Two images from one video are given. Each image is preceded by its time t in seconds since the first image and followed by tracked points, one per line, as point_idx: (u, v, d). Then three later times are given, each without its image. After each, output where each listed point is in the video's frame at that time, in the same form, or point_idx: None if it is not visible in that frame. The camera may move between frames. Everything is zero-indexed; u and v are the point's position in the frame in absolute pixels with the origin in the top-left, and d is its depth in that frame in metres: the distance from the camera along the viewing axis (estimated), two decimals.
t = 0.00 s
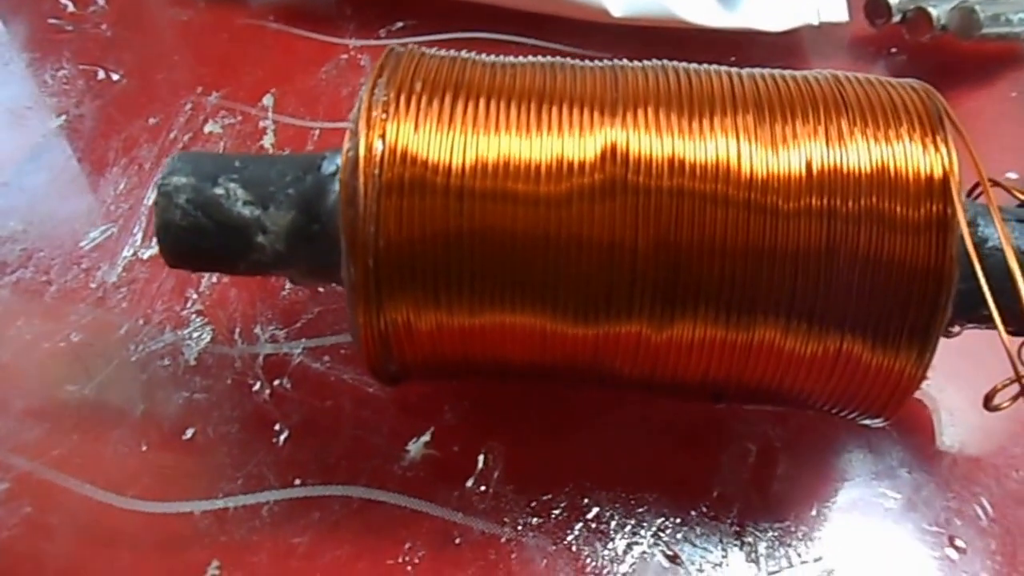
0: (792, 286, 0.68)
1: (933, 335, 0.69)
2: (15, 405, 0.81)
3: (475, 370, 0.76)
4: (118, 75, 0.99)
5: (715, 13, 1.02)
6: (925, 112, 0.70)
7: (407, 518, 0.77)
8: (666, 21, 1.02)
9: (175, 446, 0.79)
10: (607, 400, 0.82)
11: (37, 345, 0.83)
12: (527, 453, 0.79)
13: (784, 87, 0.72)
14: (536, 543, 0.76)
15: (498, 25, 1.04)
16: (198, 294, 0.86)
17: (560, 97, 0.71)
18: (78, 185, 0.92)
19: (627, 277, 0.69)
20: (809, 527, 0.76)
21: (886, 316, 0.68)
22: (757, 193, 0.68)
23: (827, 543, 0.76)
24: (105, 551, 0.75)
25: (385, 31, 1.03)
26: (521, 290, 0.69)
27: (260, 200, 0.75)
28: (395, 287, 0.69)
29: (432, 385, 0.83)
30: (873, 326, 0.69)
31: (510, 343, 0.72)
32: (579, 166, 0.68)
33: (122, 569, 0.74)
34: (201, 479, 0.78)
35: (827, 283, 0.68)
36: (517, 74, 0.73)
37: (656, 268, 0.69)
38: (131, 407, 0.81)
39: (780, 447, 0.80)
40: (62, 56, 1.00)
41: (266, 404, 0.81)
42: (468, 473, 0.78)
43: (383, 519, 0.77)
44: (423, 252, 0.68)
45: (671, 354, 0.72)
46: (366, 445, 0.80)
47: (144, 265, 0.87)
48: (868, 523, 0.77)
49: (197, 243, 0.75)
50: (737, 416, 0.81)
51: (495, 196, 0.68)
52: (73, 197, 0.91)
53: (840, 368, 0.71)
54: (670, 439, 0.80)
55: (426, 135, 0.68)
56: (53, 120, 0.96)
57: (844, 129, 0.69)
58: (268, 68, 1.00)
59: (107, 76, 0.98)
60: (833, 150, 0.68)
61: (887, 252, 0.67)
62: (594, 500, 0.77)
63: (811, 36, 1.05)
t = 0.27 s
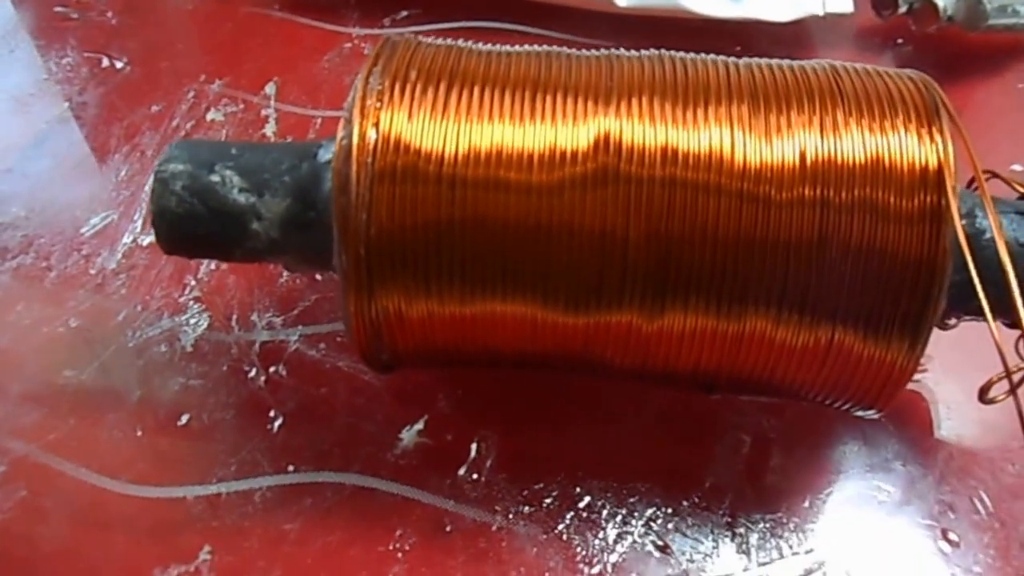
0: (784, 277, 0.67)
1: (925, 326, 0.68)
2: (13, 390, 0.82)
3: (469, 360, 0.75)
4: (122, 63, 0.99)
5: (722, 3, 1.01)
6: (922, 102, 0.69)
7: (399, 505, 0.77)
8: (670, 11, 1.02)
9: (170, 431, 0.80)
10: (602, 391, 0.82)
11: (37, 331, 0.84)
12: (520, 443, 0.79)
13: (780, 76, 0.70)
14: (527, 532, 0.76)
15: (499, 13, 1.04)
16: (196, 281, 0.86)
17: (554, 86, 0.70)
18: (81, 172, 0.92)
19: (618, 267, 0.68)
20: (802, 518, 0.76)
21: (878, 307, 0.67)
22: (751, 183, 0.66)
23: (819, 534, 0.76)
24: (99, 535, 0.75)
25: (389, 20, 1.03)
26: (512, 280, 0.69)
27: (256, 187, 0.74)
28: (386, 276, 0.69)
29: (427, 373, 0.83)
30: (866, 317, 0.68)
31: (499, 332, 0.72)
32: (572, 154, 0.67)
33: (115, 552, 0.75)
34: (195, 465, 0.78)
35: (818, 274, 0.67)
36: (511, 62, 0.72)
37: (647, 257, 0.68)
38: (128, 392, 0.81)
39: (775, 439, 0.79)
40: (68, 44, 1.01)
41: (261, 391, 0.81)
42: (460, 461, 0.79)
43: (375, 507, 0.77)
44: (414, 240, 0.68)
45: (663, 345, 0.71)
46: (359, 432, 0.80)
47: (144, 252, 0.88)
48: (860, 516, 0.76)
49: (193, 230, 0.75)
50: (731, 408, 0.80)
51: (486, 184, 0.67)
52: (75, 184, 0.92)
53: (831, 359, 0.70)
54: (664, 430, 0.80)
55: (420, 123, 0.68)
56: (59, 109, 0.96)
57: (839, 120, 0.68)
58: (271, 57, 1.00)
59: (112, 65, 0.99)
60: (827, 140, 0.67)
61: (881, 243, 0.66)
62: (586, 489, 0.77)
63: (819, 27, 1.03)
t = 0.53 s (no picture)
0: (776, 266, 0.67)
1: (919, 317, 0.67)
2: (11, 373, 0.82)
3: (463, 347, 0.75)
4: (127, 52, 1.00)
5: None
6: (921, 90, 0.67)
7: (392, 493, 0.77)
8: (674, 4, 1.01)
9: (165, 417, 0.80)
10: (597, 381, 0.81)
11: (36, 316, 0.85)
12: (513, 433, 0.79)
13: (778, 64, 0.70)
14: (518, 520, 0.76)
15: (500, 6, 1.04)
16: (195, 269, 0.87)
17: (549, 71, 0.70)
18: (84, 160, 0.93)
19: (609, 255, 0.68)
20: (794, 510, 0.76)
21: (871, 298, 0.67)
22: (744, 170, 0.66)
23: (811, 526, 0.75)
24: (92, 518, 0.76)
25: (396, 11, 1.04)
26: (502, 266, 0.69)
27: (252, 172, 0.75)
28: (377, 261, 0.69)
29: (422, 362, 0.82)
30: (858, 307, 0.67)
31: (491, 319, 0.72)
32: (565, 141, 0.67)
33: (108, 536, 0.75)
34: (190, 450, 0.79)
35: (810, 264, 0.66)
36: (507, 46, 0.72)
37: (638, 245, 0.67)
38: (125, 377, 0.82)
39: (769, 431, 0.79)
40: (74, 34, 1.01)
41: (257, 377, 0.82)
42: (453, 450, 0.79)
43: (368, 494, 0.77)
44: (406, 225, 0.68)
45: (654, 333, 0.70)
46: (353, 420, 0.80)
47: (144, 239, 0.88)
48: (853, 508, 0.76)
49: (188, 214, 0.75)
50: (724, 399, 0.80)
51: (478, 170, 0.67)
52: (77, 171, 0.92)
53: (823, 349, 0.69)
54: (658, 422, 0.80)
55: (413, 108, 0.68)
56: (63, 98, 0.97)
57: (834, 108, 0.67)
58: (274, 47, 1.00)
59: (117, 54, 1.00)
60: (822, 129, 0.66)
61: (875, 232, 0.65)
62: (578, 479, 0.77)
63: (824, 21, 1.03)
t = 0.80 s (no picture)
0: (764, 259, 0.67)
1: (906, 312, 0.67)
2: (11, 357, 0.83)
3: (454, 338, 0.75)
4: (136, 41, 1.00)
5: None
6: (913, 85, 0.67)
7: (382, 483, 0.77)
8: None
9: (161, 403, 0.81)
10: (591, 374, 0.81)
11: (37, 302, 0.85)
12: (506, 425, 0.79)
13: (770, 57, 0.69)
14: (508, 512, 0.76)
15: None
16: (194, 257, 0.87)
17: (541, 61, 0.69)
18: (89, 147, 0.94)
19: (598, 246, 0.68)
20: (785, 507, 0.76)
21: (858, 293, 0.67)
22: (733, 163, 0.66)
23: (802, 523, 0.75)
24: (86, 504, 0.76)
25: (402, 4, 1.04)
26: (491, 256, 0.69)
27: (246, 159, 0.75)
28: (366, 249, 0.69)
29: (417, 353, 0.82)
30: (847, 301, 0.67)
31: (481, 310, 0.72)
32: (555, 131, 0.67)
33: (101, 522, 0.76)
34: (183, 437, 0.79)
35: (798, 258, 0.66)
36: (500, 35, 0.71)
37: (627, 236, 0.67)
38: (123, 363, 0.82)
39: (762, 427, 0.79)
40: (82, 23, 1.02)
41: (252, 366, 0.82)
42: (445, 441, 0.78)
43: (358, 483, 0.77)
44: (395, 214, 0.68)
45: (643, 326, 0.70)
46: (346, 410, 0.80)
47: (145, 227, 0.89)
48: (845, 506, 0.76)
49: (184, 201, 0.76)
50: (719, 395, 0.80)
51: (468, 159, 0.67)
52: (82, 159, 0.93)
53: (812, 344, 0.69)
54: (651, 417, 0.79)
55: (404, 96, 0.68)
56: (70, 85, 0.98)
57: (825, 102, 0.67)
58: (281, 38, 1.01)
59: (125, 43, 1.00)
60: (813, 122, 0.66)
61: (863, 226, 0.65)
62: (569, 473, 0.77)
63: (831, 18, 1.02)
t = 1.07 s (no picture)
0: (750, 263, 0.66)
1: (893, 316, 0.66)
2: (10, 347, 0.83)
3: (443, 337, 0.75)
4: (147, 32, 1.00)
5: None
6: (905, 90, 0.66)
7: (371, 479, 0.77)
8: None
9: (155, 395, 0.81)
10: (585, 375, 0.81)
11: (37, 292, 0.86)
12: (497, 423, 0.79)
13: (763, 59, 0.68)
14: (496, 511, 0.75)
15: None
16: (194, 249, 0.88)
17: (531, 60, 0.69)
18: (95, 138, 0.94)
19: (583, 248, 0.67)
20: (775, 511, 0.75)
21: (844, 297, 0.66)
22: (720, 166, 0.65)
23: (792, 527, 0.75)
24: (77, 493, 0.77)
25: None
26: (476, 255, 0.68)
27: (240, 154, 0.75)
28: (352, 247, 0.69)
29: (412, 350, 0.82)
30: (833, 306, 0.66)
31: (468, 310, 0.71)
32: (542, 131, 0.66)
33: (91, 512, 0.76)
34: (176, 429, 0.79)
35: (784, 261, 0.66)
36: (492, 33, 0.71)
37: (612, 238, 0.67)
38: (120, 353, 0.83)
39: (754, 430, 0.78)
40: (94, 11, 1.02)
41: (247, 360, 0.82)
42: (436, 438, 0.78)
43: (347, 479, 0.77)
44: (380, 212, 0.68)
45: (629, 327, 0.70)
46: (339, 405, 0.80)
47: (147, 218, 0.89)
48: (836, 510, 0.75)
49: (178, 195, 0.76)
50: (714, 396, 0.80)
51: (453, 157, 0.67)
52: (87, 149, 0.93)
53: (799, 347, 0.69)
54: (644, 419, 0.79)
55: (391, 93, 0.68)
56: (79, 73, 0.98)
57: (815, 104, 0.66)
58: (290, 29, 1.00)
59: (133, 32, 1.00)
60: (802, 126, 0.65)
61: (849, 229, 0.65)
62: (559, 472, 0.77)
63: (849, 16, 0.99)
